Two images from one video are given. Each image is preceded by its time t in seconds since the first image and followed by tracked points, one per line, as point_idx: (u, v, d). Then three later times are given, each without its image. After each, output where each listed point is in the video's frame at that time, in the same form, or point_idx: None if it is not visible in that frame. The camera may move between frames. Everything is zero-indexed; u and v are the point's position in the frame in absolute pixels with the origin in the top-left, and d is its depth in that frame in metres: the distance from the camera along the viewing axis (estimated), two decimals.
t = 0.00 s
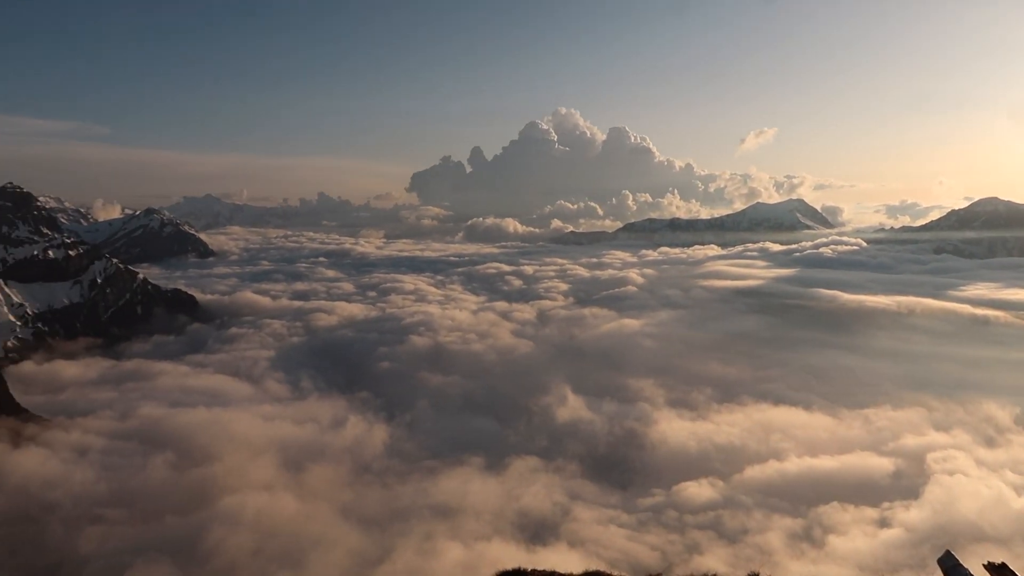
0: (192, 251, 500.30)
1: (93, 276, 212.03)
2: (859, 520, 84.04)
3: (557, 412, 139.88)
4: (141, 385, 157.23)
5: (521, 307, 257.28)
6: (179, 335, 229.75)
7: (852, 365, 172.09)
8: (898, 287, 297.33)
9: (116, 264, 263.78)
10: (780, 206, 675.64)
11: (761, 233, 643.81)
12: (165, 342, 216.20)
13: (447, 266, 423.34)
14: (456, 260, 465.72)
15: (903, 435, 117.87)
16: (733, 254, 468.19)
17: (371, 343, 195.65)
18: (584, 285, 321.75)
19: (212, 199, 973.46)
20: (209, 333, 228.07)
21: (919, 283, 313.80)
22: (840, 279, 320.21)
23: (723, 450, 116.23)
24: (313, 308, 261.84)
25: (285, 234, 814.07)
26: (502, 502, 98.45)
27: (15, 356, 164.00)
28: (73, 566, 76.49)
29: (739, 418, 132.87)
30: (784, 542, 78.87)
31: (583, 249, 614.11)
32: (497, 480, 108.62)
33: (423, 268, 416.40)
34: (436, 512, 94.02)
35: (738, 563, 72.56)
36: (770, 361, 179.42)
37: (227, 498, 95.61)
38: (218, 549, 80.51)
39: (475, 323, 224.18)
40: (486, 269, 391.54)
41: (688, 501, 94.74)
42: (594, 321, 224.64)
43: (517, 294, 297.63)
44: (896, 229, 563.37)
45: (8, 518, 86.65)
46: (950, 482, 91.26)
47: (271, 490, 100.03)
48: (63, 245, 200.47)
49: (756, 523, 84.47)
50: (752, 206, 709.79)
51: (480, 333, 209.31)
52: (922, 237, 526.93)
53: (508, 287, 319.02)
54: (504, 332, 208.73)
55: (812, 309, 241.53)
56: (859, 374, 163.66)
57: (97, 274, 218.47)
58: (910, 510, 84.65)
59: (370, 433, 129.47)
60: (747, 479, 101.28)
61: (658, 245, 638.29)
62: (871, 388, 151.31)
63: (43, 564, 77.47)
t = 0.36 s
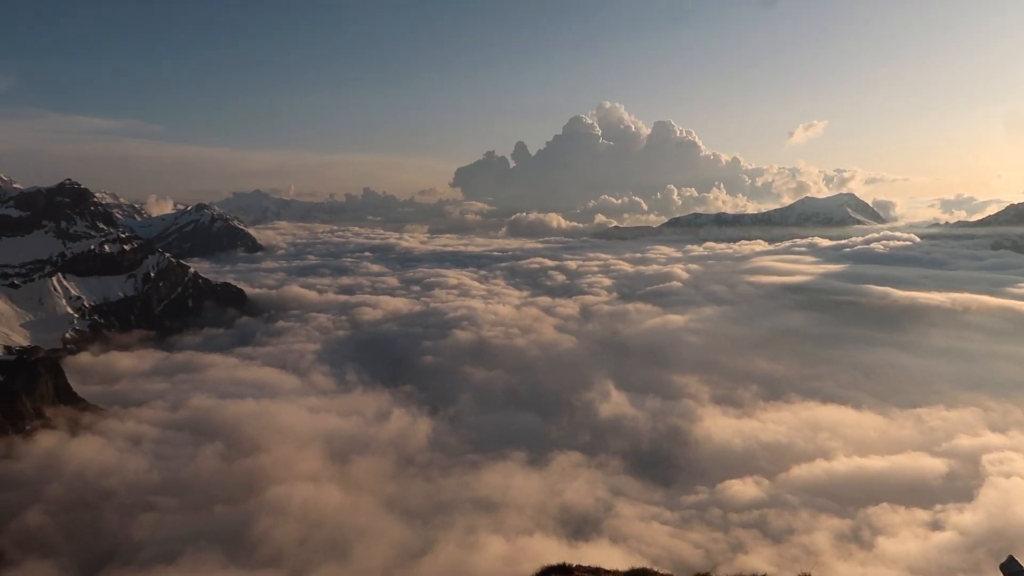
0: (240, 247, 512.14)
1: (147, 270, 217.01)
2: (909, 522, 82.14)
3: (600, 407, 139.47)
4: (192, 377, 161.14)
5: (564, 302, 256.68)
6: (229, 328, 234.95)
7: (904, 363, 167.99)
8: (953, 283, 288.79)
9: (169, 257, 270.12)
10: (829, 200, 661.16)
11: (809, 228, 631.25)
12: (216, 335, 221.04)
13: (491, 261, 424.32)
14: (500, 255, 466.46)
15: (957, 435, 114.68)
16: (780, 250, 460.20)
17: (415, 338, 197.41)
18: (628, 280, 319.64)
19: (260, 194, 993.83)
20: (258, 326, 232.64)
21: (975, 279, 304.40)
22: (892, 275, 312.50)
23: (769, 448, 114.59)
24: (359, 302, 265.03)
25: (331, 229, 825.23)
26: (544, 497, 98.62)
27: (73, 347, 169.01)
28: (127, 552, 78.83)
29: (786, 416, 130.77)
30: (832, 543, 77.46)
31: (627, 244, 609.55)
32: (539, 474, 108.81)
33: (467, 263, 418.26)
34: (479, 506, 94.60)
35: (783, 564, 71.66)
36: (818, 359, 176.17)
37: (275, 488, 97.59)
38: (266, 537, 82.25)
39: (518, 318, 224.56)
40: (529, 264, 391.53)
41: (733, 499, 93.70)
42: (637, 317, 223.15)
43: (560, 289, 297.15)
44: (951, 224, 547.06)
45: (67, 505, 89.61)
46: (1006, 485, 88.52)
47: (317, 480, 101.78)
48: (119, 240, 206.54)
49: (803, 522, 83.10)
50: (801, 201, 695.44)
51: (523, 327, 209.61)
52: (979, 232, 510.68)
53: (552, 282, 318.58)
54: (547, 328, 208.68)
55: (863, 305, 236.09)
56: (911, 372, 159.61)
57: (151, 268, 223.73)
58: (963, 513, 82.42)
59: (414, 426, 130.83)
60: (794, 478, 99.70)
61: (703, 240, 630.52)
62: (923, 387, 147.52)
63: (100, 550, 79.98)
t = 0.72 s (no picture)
0: (290, 242, 524.11)
1: (200, 264, 221.88)
2: (965, 524, 79.86)
3: (645, 403, 138.63)
4: (244, 369, 164.80)
5: (609, 297, 255.44)
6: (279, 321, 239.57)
7: (961, 361, 163.14)
8: (1013, 279, 279.20)
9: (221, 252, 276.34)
10: (884, 193, 644.17)
11: (861, 222, 616.40)
12: (266, 328, 225.53)
13: (536, 256, 424.39)
14: (545, 250, 466.32)
15: (1017, 436, 111.08)
16: (831, 245, 450.65)
17: (460, 331, 198.65)
18: (674, 275, 316.58)
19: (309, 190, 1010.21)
20: (307, 319, 236.53)
21: None
22: (948, 271, 303.56)
23: (818, 446, 112.54)
24: (405, 296, 267.73)
25: (378, 224, 835.11)
26: (589, 492, 98.48)
27: (130, 339, 173.97)
28: (181, 537, 80.96)
29: (837, 414, 128.26)
30: (883, 544, 75.73)
31: (674, 238, 603.42)
32: (583, 469, 108.72)
33: (512, 258, 419.14)
34: (523, 499, 94.91)
35: (833, 564, 70.33)
36: (870, 355, 172.26)
37: (323, 478, 99.32)
38: (315, 527, 83.79)
39: (563, 312, 224.35)
40: (574, 259, 390.45)
41: (780, 497, 92.32)
42: (684, 312, 220.99)
43: (605, 284, 295.91)
44: (1012, 218, 528.53)
45: (125, 491, 92.55)
46: None
47: (365, 471, 103.29)
48: (173, 235, 211.59)
49: (853, 522, 81.44)
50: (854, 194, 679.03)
51: (568, 322, 209.36)
52: None
53: (597, 277, 317.33)
54: (592, 322, 207.97)
55: (918, 301, 229.94)
56: (968, 371, 154.94)
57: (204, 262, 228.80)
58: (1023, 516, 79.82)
59: (459, 419, 131.80)
60: (844, 477, 97.74)
61: (752, 234, 620.81)
62: (981, 385, 143.13)
63: (155, 535, 82.37)
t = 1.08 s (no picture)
0: (337, 237, 531.08)
1: (250, 260, 226.42)
2: (1022, 531, 77.31)
3: (690, 401, 137.31)
4: (291, 362, 167.80)
5: (654, 294, 253.34)
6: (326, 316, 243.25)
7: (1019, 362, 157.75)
8: None
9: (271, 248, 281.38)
10: (940, 188, 625.43)
11: (916, 219, 599.65)
12: (313, 322, 229.27)
13: (581, 252, 423.00)
14: (589, 246, 464.53)
15: None
16: (883, 242, 439.65)
17: (503, 327, 199.27)
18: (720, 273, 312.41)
19: (356, 186, 1022.77)
20: (353, 314, 239.77)
21: None
22: (1007, 268, 293.63)
23: (868, 448, 110.06)
24: (449, 292, 269.32)
25: (423, 220, 842.08)
26: (631, 490, 97.97)
27: (183, 332, 178.52)
28: (230, 526, 82.93)
29: (888, 415, 125.18)
30: (935, 549, 73.93)
31: (721, 235, 595.33)
32: (626, 467, 108.20)
33: (556, 254, 418.38)
34: (566, 496, 94.86)
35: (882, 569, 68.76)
36: (923, 356, 167.78)
37: (368, 471, 100.66)
38: (360, 519, 84.99)
39: (607, 309, 223.33)
40: (619, 256, 388.10)
41: (828, 499, 90.59)
42: (730, 310, 218.05)
43: (650, 281, 293.64)
44: None
45: (177, 480, 95.16)
46: None
47: (408, 465, 104.36)
48: (224, 231, 216.16)
49: (903, 526, 79.50)
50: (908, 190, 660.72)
51: (612, 319, 208.33)
52: None
53: (642, 273, 315.01)
54: (636, 319, 206.57)
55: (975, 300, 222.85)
56: None
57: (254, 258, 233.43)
58: None
59: (502, 414, 132.25)
60: (895, 480, 95.41)
61: (801, 231, 609.17)
62: None
63: (206, 524, 84.52)
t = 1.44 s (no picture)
0: (386, 235, 536.31)
1: (302, 257, 230.45)
2: None
3: (740, 402, 135.36)
4: (342, 358, 170.41)
5: (703, 293, 250.30)
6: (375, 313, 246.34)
7: None
8: None
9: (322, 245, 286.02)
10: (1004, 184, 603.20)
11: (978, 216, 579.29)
12: (363, 319, 232.43)
13: (629, 250, 420.13)
14: (637, 244, 461.03)
15: None
16: (944, 240, 425.99)
17: (551, 325, 199.10)
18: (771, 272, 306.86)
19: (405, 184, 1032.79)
20: (402, 311, 242.29)
21: None
22: None
23: (925, 454, 106.97)
24: (497, 289, 270.03)
25: (471, 218, 846.09)
26: (679, 491, 97.05)
27: (237, 327, 182.65)
28: (282, 518, 84.68)
29: (947, 419, 121.44)
30: (996, 558, 71.46)
31: (773, 233, 584.33)
32: (675, 467, 107.20)
33: (604, 252, 416.16)
34: (613, 495, 94.44)
35: None
36: (984, 358, 162.29)
37: (416, 467, 101.66)
38: (408, 513, 85.91)
39: (655, 308, 221.45)
40: (668, 254, 384.03)
41: (883, 504, 88.38)
42: (782, 309, 214.02)
43: (699, 280, 290.06)
44: None
45: (232, 471, 97.55)
46: None
47: (456, 462, 105.09)
48: (277, 228, 220.21)
49: (962, 533, 77.09)
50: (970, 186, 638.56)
51: (661, 318, 206.50)
52: None
53: (691, 272, 311.23)
54: (684, 318, 204.29)
55: None
56: None
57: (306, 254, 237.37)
58: None
59: (549, 412, 132.24)
60: (954, 486, 92.48)
61: (857, 229, 594.17)
62: None
63: (259, 515, 86.44)
